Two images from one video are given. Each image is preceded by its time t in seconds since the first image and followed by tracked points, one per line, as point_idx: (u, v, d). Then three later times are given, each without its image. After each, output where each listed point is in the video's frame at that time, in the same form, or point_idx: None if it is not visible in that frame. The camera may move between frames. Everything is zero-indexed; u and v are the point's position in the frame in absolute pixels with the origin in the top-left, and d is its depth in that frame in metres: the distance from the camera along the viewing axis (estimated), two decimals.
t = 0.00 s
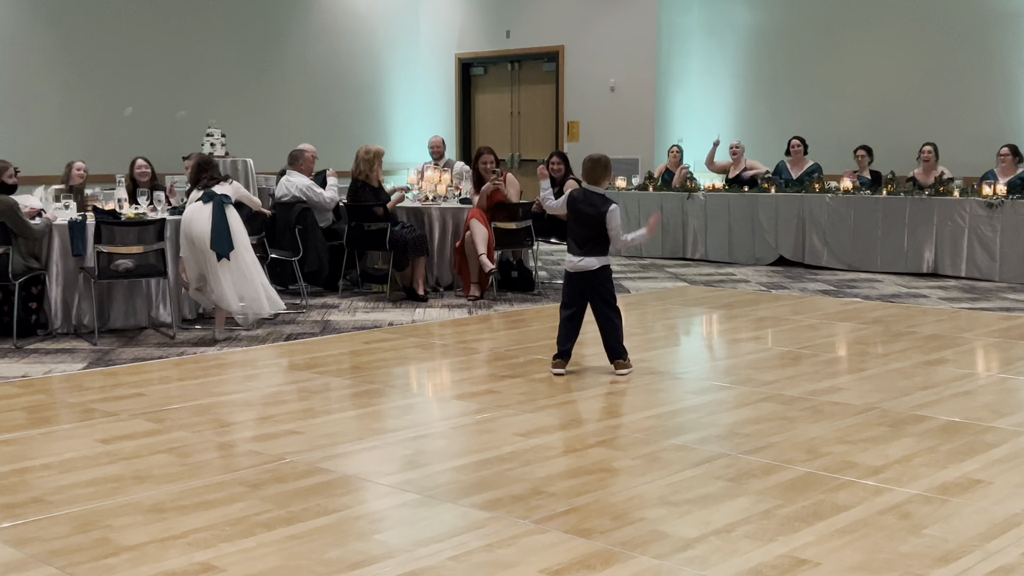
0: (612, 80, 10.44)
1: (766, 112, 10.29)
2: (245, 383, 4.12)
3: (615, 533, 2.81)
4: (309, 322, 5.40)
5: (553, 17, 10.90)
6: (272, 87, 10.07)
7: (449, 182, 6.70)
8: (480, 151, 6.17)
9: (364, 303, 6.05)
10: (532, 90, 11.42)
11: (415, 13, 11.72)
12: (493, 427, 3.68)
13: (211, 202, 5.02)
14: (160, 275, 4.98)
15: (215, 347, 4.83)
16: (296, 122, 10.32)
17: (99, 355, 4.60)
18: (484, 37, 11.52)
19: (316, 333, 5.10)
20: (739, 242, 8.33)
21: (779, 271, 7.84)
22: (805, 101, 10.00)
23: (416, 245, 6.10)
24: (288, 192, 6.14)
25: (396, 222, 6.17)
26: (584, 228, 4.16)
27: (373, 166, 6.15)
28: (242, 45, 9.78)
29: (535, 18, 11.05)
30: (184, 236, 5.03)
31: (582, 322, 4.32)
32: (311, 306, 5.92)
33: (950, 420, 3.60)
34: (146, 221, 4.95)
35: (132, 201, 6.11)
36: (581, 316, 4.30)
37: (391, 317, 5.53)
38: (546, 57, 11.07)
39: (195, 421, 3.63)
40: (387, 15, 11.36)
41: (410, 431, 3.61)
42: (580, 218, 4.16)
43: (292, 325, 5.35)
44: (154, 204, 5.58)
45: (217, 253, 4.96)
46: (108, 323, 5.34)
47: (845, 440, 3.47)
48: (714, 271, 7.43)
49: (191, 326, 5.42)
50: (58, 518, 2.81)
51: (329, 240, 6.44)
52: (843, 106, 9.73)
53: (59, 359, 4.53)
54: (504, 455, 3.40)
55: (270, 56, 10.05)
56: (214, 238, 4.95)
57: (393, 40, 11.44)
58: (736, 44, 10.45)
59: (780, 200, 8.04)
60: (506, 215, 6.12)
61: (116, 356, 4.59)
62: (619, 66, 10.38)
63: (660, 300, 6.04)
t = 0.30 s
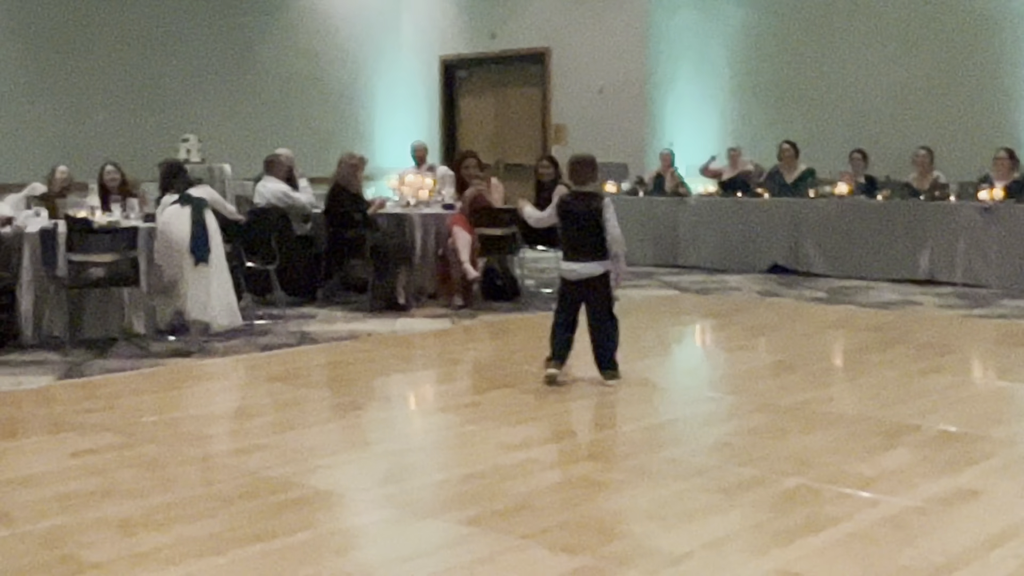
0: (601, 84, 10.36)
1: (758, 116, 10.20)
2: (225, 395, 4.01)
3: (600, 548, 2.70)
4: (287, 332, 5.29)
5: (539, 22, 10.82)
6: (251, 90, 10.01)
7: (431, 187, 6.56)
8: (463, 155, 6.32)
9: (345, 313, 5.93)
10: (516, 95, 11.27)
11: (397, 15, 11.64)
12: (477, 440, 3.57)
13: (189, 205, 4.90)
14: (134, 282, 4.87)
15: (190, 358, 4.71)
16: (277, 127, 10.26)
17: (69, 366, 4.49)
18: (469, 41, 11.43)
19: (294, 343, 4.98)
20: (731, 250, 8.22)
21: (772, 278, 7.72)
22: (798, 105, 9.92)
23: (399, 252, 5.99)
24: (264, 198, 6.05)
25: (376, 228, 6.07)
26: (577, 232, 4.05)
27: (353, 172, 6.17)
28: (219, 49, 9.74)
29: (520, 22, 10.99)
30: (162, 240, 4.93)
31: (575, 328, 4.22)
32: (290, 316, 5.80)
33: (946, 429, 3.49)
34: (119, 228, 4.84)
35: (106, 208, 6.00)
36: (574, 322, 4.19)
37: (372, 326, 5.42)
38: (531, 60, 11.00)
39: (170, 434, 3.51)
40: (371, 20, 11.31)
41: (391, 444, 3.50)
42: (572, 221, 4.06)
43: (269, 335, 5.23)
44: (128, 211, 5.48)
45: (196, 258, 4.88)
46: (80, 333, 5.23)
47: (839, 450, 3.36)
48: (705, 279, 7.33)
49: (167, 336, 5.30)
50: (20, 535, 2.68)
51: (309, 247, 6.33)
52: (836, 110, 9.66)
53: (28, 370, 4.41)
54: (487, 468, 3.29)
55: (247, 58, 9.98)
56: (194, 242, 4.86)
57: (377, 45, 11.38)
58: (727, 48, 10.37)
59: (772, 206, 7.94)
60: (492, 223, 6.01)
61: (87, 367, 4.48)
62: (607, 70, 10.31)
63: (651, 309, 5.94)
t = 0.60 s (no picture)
0: (595, 88, 10.37)
1: (753, 119, 10.22)
2: (222, 402, 3.99)
3: (599, 556, 2.69)
4: (282, 339, 5.27)
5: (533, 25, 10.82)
6: (245, 91, 10.01)
7: (425, 194, 6.54)
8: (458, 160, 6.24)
9: (340, 319, 5.92)
10: (510, 99, 11.29)
11: (390, 18, 11.63)
12: (475, 446, 3.56)
13: (178, 213, 4.90)
14: (128, 290, 4.86)
15: (185, 365, 4.69)
16: (270, 130, 10.26)
17: (64, 374, 4.48)
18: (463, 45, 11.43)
19: (289, 351, 4.97)
20: (726, 255, 8.23)
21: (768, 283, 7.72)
22: (793, 108, 9.94)
23: (394, 259, 5.97)
24: (260, 205, 5.99)
25: (372, 235, 6.05)
26: (563, 236, 4.04)
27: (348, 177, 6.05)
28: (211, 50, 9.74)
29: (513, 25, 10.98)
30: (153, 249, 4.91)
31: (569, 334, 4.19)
32: (285, 323, 5.79)
33: (944, 435, 3.48)
34: (113, 235, 4.83)
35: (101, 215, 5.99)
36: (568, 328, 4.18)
37: (367, 333, 5.41)
38: (526, 65, 10.98)
39: (166, 442, 3.49)
40: (365, 23, 11.31)
41: (388, 452, 3.49)
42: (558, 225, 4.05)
43: (264, 342, 5.23)
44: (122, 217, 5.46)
45: (188, 265, 4.85)
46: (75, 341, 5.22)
47: (837, 456, 3.36)
48: (701, 285, 7.32)
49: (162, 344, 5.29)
50: (16, 545, 2.66)
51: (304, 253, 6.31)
52: (831, 113, 9.67)
53: (23, 378, 4.40)
54: (484, 476, 3.28)
55: (239, 58, 9.96)
56: (185, 249, 4.85)
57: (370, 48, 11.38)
58: (722, 51, 10.37)
59: (769, 210, 7.96)
60: (488, 228, 5.97)
61: (82, 375, 4.47)
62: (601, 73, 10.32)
63: (647, 314, 5.93)
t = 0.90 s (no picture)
0: (584, 77, 10.37)
1: (742, 108, 10.25)
2: (215, 389, 4.02)
3: (592, 542, 2.74)
4: (274, 326, 5.29)
5: (522, 14, 10.81)
6: (233, 78, 9.94)
7: (417, 181, 6.60)
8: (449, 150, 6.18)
9: (333, 306, 5.93)
10: (498, 87, 11.33)
11: (379, 3, 11.60)
12: (468, 432, 3.60)
13: (171, 204, 4.82)
14: (121, 278, 4.88)
15: (177, 352, 4.71)
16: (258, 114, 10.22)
17: (58, 362, 4.47)
18: (453, 33, 11.40)
19: (282, 338, 4.99)
20: (713, 240, 8.28)
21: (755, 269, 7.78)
22: (782, 96, 9.96)
23: (385, 246, 6.00)
24: (253, 191, 6.13)
25: (363, 222, 6.06)
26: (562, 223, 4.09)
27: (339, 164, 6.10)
28: (199, 37, 9.66)
29: (502, 13, 10.97)
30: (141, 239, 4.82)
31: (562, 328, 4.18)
32: (278, 310, 5.81)
33: (930, 422, 3.55)
34: (106, 224, 4.84)
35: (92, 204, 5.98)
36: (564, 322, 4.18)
37: (360, 320, 5.43)
38: (516, 53, 10.97)
39: (161, 430, 3.52)
40: (354, 11, 11.25)
41: (382, 438, 3.53)
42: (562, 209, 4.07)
43: (256, 329, 5.24)
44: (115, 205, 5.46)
45: (179, 256, 4.77)
46: (67, 329, 5.21)
47: (824, 442, 3.42)
48: (687, 270, 7.37)
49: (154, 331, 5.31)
50: (14, 534, 2.68)
51: (295, 241, 6.31)
52: (821, 102, 9.71)
53: (16, 367, 4.40)
54: (477, 462, 3.32)
55: (227, 45, 9.89)
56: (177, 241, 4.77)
57: (359, 37, 11.33)
58: (710, 37, 10.40)
59: (755, 197, 8.01)
60: (478, 217, 6.01)
61: (76, 363, 4.47)
62: (592, 62, 10.31)
63: (636, 300, 5.98)
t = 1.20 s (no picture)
0: (561, 76, 10.39)
1: (718, 107, 10.30)
2: (195, 389, 3.99)
3: (577, 539, 2.75)
4: (254, 325, 5.26)
5: (499, 13, 10.81)
6: (207, 73, 9.85)
7: (397, 179, 6.56)
8: (428, 150, 6.14)
9: (312, 305, 5.91)
10: (475, 86, 11.34)
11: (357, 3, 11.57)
12: (451, 431, 3.60)
13: (147, 201, 4.82)
14: (99, 277, 4.84)
15: (156, 352, 4.67)
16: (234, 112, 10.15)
17: (34, 362, 4.42)
18: (430, 31, 11.38)
19: (262, 337, 4.97)
20: (690, 240, 8.33)
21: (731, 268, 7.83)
22: (759, 95, 10.02)
23: (366, 245, 5.99)
24: (231, 192, 6.06)
25: (342, 221, 6.04)
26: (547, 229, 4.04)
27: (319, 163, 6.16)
28: (174, 33, 9.57)
29: (479, 12, 10.97)
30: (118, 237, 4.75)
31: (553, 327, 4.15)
32: (257, 309, 5.77)
33: (909, 419, 3.59)
34: (84, 223, 4.78)
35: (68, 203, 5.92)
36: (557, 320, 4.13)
37: (340, 318, 5.41)
38: (493, 52, 10.97)
39: (141, 429, 3.49)
40: (331, 9, 11.21)
41: (364, 437, 3.51)
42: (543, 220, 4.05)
43: (235, 328, 5.21)
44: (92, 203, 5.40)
45: (160, 253, 4.80)
46: (44, 328, 5.15)
47: (805, 439, 3.44)
48: (665, 270, 7.40)
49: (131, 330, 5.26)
50: None
51: (274, 239, 6.28)
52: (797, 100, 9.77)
53: None
54: (461, 460, 3.32)
55: (202, 41, 9.81)
56: (156, 238, 4.79)
57: (335, 35, 11.28)
58: (687, 38, 10.45)
59: (732, 196, 8.07)
60: (458, 217, 6.01)
61: (53, 363, 4.41)
62: (570, 61, 10.33)
63: (614, 299, 6.00)
